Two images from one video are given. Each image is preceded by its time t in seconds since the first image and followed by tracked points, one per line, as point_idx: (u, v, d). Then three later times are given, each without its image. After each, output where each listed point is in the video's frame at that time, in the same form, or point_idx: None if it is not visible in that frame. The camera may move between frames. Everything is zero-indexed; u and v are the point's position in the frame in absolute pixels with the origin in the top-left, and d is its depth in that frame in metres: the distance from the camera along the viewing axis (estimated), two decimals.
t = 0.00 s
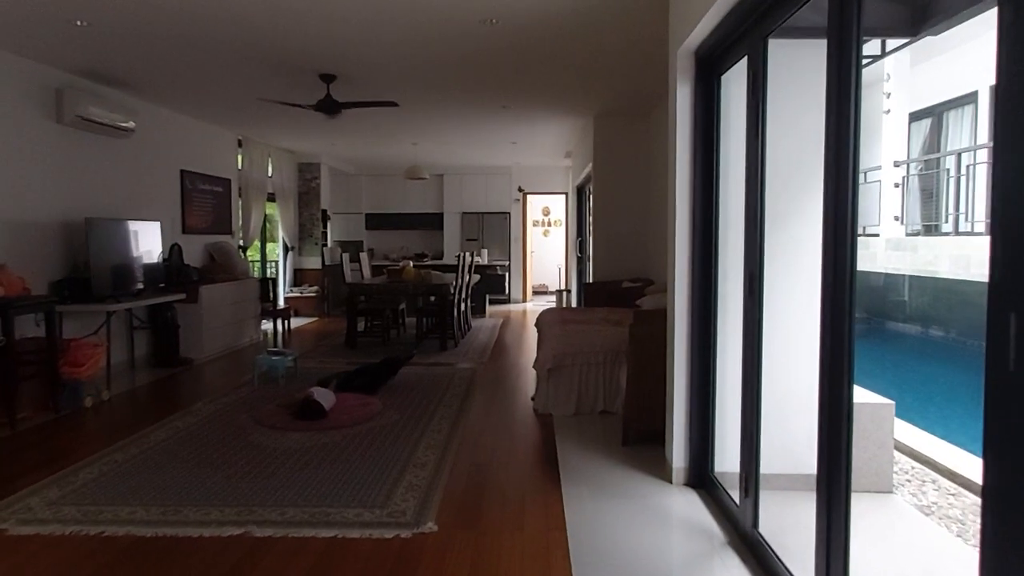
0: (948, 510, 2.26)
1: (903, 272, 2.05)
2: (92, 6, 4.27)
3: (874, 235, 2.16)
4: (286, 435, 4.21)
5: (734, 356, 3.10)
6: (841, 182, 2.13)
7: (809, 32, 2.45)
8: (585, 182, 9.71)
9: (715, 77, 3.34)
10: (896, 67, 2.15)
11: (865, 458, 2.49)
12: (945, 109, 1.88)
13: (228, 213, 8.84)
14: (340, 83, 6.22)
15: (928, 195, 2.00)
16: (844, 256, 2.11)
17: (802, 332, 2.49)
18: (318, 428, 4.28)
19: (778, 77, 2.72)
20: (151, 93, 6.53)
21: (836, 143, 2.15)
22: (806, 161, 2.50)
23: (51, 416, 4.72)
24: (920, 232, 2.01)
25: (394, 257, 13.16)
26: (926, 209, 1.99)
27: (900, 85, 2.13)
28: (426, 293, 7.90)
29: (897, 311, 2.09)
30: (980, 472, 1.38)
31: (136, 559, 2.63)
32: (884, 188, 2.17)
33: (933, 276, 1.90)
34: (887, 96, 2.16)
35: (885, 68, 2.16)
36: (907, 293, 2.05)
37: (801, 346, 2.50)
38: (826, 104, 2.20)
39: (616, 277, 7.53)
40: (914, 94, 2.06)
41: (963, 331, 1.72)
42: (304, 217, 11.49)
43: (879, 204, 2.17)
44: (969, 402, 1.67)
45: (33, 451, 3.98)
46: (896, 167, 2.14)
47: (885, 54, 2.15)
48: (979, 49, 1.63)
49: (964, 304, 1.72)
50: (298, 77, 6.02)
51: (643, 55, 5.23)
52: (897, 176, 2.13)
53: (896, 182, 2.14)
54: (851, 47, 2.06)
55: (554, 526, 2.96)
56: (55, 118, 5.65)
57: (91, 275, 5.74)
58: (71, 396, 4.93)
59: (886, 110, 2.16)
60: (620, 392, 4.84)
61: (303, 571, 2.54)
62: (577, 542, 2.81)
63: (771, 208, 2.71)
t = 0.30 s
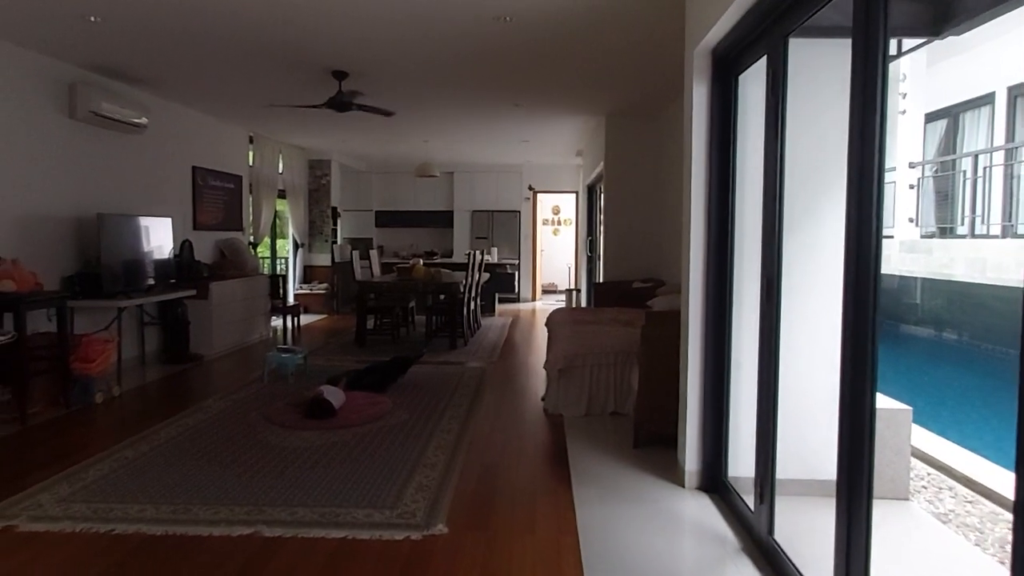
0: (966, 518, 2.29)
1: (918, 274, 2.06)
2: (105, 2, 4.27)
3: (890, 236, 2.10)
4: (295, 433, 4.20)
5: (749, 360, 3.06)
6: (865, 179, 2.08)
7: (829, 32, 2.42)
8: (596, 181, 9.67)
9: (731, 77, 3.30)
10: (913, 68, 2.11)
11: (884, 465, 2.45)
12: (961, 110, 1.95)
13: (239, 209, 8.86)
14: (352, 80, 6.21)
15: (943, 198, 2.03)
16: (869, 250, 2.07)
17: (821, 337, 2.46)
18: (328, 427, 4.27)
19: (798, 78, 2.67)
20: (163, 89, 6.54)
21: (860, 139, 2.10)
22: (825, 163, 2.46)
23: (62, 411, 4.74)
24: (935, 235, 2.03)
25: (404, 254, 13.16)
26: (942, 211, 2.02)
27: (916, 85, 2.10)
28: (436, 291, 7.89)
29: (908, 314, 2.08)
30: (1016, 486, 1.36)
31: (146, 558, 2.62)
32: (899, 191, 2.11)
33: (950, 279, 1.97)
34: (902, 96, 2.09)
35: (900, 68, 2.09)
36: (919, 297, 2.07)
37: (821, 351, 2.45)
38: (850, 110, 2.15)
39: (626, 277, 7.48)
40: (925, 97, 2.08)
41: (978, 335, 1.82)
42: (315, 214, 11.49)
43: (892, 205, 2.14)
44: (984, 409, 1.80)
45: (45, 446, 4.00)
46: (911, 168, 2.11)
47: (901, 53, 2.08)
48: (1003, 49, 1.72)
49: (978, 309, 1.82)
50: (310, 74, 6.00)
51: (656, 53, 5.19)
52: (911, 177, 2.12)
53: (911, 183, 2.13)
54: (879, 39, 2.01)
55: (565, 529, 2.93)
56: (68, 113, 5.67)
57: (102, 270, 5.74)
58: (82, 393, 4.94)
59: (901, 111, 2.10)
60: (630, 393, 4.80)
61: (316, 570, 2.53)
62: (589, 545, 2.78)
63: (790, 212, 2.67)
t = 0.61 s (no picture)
0: (973, 521, 2.39)
1: (920, 275, 2.02)
2: None
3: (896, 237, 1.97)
4: (297, 431, 4.19)
5: (756, 361, 3.04)
6: (879, 178, 1.99)
7: (841, 31, 2.41)
8: (599, 181, 9.66)
9: (740, 76, 3.28)
10: (919, 67, 2.05)
11: (896, 469, 2.43)
12: (966, 113, 1.99)
13: (242, 206, 8.84)
14: (356, 77, 6.19)
15: (948, 200, 2.00)
16: (883, 260, 1.99)
17: (831, 340, 2.44)
18: (330, 425, 4.25)
19: (809, 78, 2.65)
20: (167, 85, 6.52)
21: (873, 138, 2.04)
22: (836, 163, 2.44)
23: (64, 407, 4.72)
24: (940, 237, 1.99)
25: (406, 252, 13.14)
26: (947, 211, 1.99)
27: (921, 85, 2.04)
28: (438, 290, 7.87)
29: (912, 316, 2.03)
30: None
31: (149, 556, 2.60)
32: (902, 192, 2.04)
33: (953, 282, 1.96)
34: (908, 97, 2.01)
35: (908, 68, 2.00)
36: (922, 298, 2.03)
37: (832, 354, 2.42)
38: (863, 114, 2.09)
39: (630, 277, 7.45)
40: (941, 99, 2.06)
41: (982, 337, 1.85)
42: (318, 211, 11.47)
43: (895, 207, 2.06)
44: (988, 411, 1.85)
45: (47, 442, 3.98)
46: (916, 170, 2.02)
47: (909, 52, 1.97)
48: None
49: (982, 312, 1.85)
50: (315, 71, 5.98)
51: (663, 53, 5.16)
52: (917, 178, 2.03)
53: (916, 184, 2.03)
54: (896, 35, 1.95)
55: (569, 530, 2.91)
56: (72, 109, 5.65)
57: (105, 266, 5.73)
58: (84, 387, 4.92)
59: (908, 111, 2.01)
60: (634, 393, 4.79)
61: (320, 569, 2.52)
62: (594, 546, 2.76)
63: (800, 213, 2.64)
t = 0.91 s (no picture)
0: (972, 525, 2.39)
1: (920, 278, 2.02)
2: None
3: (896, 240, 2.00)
4: (296, 430, 4.18)
5: (757, 363, 3.04)
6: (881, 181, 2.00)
7: (844, 33, 2.41)
8: (599, 181, 9.65)
9: (741, 78, 3.29)
10: (920, 68, 2.05)
11: (895, 471, 2.42)
12: (968, 115, 1.97)
13: (242, 205, 8.83)
14: (357, 76, 6.18)
15: (947, 202, 2.00)
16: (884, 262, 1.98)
17: (832, 342, 2.44)
18: (329, 425, 4.24)
19: (812, 80, 2.64)
20: (167, 83, 6.51)
21: (876, 143, 2.05)
22: (838, 165, 2.44)
23: (63, 405, 4.72)
24: (939, 239, 1.99)
25: (406, 252, 13.12)
26: (947, 214, 1.98)
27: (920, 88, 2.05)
28: (438, 289, 7.86)
29: (911, 319, 2.02)
30: None
31: (147, 555, 2.59)
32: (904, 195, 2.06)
33: (954, 284, 1.93)
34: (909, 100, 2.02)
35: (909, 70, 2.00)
36: (921, 300, 2.03)
37: (833, 356, 2.42)
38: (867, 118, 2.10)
39: (630, 278, 7.45)
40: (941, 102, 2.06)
41: (983, 340, 1.83)
42: (317, 210, 11.46)
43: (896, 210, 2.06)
44: (989, 414, 1.83)
45: (45, 440, 3.97)
46: (916, 173, 2.03)
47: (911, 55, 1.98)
48: None
49: (981, 315, 1.84)
50: (315, 70, 5.97)
51: (665, 53, 5.15)
52: (917, 181, 2.04)
53: (917, 187, 2.04)
54: (898, 39, 1.96)
55: (568, 532, 2.89)
56: (72, 107, 5.65)
57: (104, 264, 5.72)
58: (82, 385, 4.95)
59: (908, 114, 2.02)
60: (633, 395, 4.78)
61: (319, 569, 2.51)
62: (592, 548, 2.75)
63: (802, 214, 2.64)
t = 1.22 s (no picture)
0: (967, 525, 2.40)
1: (915, 278, 2.02)
2: None
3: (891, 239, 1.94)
4: (291, 430, 4.18)
5: (753, 364, 3.04)
6: (877, 182, 1.98)
7: (840, 35, 2.41)
8: (597, 182, 9.67)
9: (738, 78, 3.29)
10: (918, 71, 2.08)
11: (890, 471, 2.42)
12: (963, 117, 2.00)
13: (238, 205, 8.82)
14: (354, 77, 6.18)
15: (943, 204, 2.03)
16: (879, 264, 1.96)
17: (827, 342, 2.44)
18: (324, 425, 4.23)
19: (808, 81, 2.64)
20: (165, 83, 6.50)
21: (872, 140, 2.01)
22: (835, 165, 2.43)
23: (58, 406, 4.70)
24: (935, 241, 2.01)
25: (403, 252, 13.12)
26: (942, 215, 2.02)
27: (918, 91, 2.07)
28: (435, 290, 7.85)
29: (908, 320, 2.03)
30: None
31: (141, 556, 2.58)
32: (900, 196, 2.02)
33: (950, 285, 2.00)
34: (905, 101, 2.01)
35: (906, 72, 2.02)
36: (917, 301, 2.04)
37: (828, 357, 2.42)
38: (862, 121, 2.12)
39: (627, 279, 7.46)
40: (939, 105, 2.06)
41: (976, 341, 1.85)
42: (314, 211, 11.45)
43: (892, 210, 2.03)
44: (983, 415, 1.85)
45: (39, 441, 3.96)
46: (913, 174, 2.01)
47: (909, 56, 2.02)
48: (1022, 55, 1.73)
49: (977, 317, 1.85)
50: (313, 70, 5.97)
51: (662, 55, 5.17)
52: (914, 183, 2.01)
53: (913, 189, 2.00)
54: (896, 37, 1.94)
55: (564, 533, 2.89)
56: (69, 106, 5.63)
57: (100, 264, 5.70)
58: (77, 386, 4.94)
59: (905, 116, 2.01)
60: (629, 396, 4.78)
61: (313, 569, 2.50)
62: (587, 549, 2.75)
63: (798, 214, 2.64)
